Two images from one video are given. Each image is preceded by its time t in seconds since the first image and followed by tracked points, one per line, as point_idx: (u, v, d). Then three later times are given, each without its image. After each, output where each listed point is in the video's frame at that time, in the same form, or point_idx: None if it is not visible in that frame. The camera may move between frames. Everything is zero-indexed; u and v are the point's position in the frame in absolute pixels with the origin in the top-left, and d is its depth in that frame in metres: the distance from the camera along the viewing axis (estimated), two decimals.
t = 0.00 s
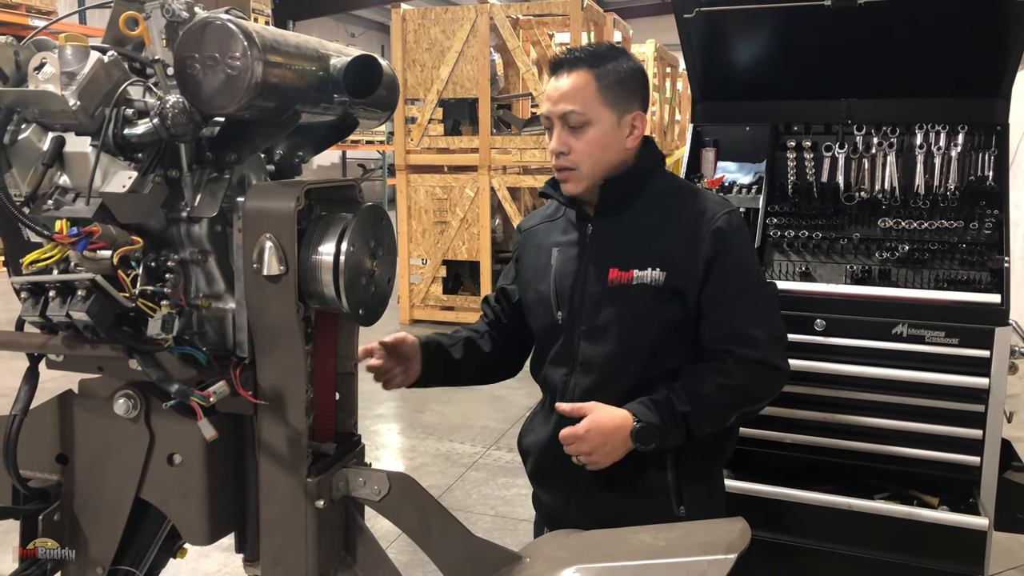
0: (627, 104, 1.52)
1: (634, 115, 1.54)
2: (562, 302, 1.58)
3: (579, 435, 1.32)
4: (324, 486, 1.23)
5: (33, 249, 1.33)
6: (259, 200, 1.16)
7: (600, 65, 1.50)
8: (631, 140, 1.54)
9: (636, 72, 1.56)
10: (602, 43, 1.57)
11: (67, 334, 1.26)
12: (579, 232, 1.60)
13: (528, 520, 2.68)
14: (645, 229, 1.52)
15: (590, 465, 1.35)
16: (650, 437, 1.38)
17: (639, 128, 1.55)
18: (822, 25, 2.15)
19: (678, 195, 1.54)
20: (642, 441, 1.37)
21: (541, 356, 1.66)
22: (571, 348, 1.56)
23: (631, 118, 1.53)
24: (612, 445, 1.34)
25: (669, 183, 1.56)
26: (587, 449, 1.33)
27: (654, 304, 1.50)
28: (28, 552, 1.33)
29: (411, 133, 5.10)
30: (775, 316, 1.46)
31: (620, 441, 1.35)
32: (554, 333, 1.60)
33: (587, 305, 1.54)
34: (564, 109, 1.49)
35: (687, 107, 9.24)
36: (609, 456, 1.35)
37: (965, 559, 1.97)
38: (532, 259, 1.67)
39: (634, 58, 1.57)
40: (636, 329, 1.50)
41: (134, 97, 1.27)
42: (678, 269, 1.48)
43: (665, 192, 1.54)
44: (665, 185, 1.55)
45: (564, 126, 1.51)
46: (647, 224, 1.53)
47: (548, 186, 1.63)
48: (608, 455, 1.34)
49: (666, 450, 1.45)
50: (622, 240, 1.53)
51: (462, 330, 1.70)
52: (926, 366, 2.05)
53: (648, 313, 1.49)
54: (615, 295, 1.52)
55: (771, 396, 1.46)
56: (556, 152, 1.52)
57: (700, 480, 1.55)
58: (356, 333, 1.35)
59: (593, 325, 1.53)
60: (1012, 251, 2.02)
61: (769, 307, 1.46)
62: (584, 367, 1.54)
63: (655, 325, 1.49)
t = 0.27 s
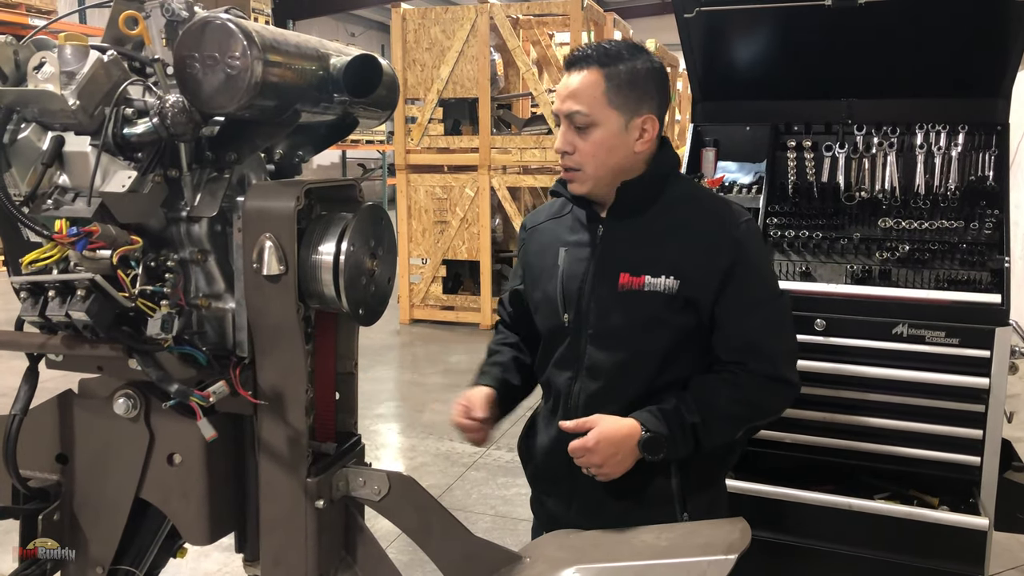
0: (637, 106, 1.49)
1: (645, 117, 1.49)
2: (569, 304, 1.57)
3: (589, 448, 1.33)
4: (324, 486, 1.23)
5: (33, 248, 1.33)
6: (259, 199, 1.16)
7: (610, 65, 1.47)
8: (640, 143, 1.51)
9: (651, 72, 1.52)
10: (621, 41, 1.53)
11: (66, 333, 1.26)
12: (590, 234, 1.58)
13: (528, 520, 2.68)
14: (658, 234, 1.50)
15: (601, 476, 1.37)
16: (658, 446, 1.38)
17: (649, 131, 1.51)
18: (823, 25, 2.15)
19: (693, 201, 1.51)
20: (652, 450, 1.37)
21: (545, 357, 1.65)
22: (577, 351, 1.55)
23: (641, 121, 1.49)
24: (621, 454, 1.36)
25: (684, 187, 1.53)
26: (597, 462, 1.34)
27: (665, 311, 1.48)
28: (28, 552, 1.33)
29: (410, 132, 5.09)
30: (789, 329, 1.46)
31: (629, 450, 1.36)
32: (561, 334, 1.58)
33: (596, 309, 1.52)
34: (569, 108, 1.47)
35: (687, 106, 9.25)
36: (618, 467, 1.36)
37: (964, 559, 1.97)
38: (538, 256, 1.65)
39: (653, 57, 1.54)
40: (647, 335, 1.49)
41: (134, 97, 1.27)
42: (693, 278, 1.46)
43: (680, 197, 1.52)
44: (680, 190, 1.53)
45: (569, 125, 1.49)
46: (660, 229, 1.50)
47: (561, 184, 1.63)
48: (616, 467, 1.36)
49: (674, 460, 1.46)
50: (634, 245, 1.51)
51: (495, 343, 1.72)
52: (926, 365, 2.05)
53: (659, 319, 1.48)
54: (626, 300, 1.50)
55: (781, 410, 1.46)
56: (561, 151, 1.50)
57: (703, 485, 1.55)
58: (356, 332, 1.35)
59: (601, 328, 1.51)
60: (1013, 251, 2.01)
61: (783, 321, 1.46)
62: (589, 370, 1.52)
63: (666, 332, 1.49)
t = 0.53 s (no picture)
0: (597, 111, 1.53)
1: (605, 123, 1.53)
2: (543, 296, 1.57)
3: (552, 388, 1.37)
4: (307, 489, 1.23)
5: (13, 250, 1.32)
6: (242, 201, 1.16)
7: (571, 75, 1.52)
8: (602, 147, 1.54)
9: (610, 79, 1.56)
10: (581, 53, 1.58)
11: (47, 336, 1.26)
12: (559, 230, 1.60)
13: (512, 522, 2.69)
14: (624, 223, 1.53)
15: (562, 425, 1.38)
16: (625, 401, 1.39)
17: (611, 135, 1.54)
18: (804, 29, 2.17)
19: (654, 194, 1.55)
20: (617, 403, 1.38)
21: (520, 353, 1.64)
22: (553, 342, 1.56)
23: (602, 127, 1.53)
24: (584, 402, 1.37)
25: (644, 182, 1.57)
26: (557, 403, 1.37)
27: (633, 295, 1.50)
28: (27, 551, 1.32)
29: (394, 134, 5.09)
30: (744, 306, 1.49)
31: (592, 400, 1.37)
32: (536, 327, 1.59)
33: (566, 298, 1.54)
34: (533, 119, 1.51)
35: (671, 109, 9.31)
36: (581, 412, 1.37)
37: (944, 557, 2.00)
38: (512, 255, 1.66)
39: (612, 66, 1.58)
40: (618, 321, 1.51)
41: (116, 98, 1.26)
42: (656, 262, 1.49)
43: (640, 190, 1.56)
44: (639, 186, 1.57)
45: (536, 134, 1.53)
46: (623, 220, 1.54)
47: (531, 189, 1.62)
48: (580, 411, 1.37)
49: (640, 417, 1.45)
50: (600, 235, 1.54)
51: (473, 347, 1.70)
52: (906, 367, 2.08)
53: (628, 303, 1.50)
54: (596, 289, 1.52)
55: (740, 379, 1.48)
56: (529, 160, 1.55)
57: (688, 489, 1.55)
58: (340, 335, 1.35)
59: (573, 316, 1.54)
60: (990, 253, 2.05)
61: (738, 298, 1.49)
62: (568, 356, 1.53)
63: (635, 318, 1.51)
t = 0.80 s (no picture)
0: (612, 112, 1.53)
1: (619, 123, 1.53)
2: (552, 296, 1.57)
3: (569, 391, 1.38)
4: (306, 489, 1.22)
5: (10, 250, 1.31)
6: (240, 201, 1.16)
7: (587, 74, 1.51)
8: (615, 147, 1.55)
9: (623, 80, 1.56)
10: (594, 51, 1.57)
11: (45, 336, 1.26)
12: (567, 231, 1.59)
13: (512, 522, 2.68)
14: (635, 224, 1.54)
15: (577, 426, 1.40)
16: (642, 403, 1.41)
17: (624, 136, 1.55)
18: (804, 29, 2.17)
19: (664, 196, 1.56)
20: (633, 406, 1.40)
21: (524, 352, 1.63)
22: (562, 342, 1.55)
23: (616, 126, 1.53)
24: (600, 405, 1.39)
25: (654, 184, 1.57)
26: (575, 407, 1.39)
27: (645, 297, 1.51)
28: (27, 552, 1.32)
29: (394, 134, 5.08)
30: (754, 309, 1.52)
31: (608, 404, 1.39)
32: (543, 327, 1.58)
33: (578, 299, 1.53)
34: (549, 117, 1.50)
35: (670, 109, 9.31)
36: (598, 415, 1.39)
37: (943, 557, 2.00)
38: (516, 255, 1.64)
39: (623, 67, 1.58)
40: (629, 322, 1.51)
41: (114, 99, 1.26)
42: (670, 264, 1.50)
43: (651, 193, 1.56)
44: (648, 189, 1.56)
45: (550, 132, 1.51)
46: (636, 222, 1.54)
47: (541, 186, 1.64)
48: (597, 415, 1.39)
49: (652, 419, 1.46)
50: (612, 237, 1.54)
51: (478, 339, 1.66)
52: (905, 366, 2.08)
53: (640, 305, 1.51)
54: (609, 290, 1.52)
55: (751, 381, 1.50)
56: (543, 157, 1.53)
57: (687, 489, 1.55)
58: (339, 335, 1.35)
59: (585, 317, 1.53)
60: (989, 252, 2.05)
61: (748, 301, 1.51)
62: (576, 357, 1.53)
63: (647, 319, 1.51)
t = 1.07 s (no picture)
0: (632, 110, 1.51)
1: (639, 121, 1.52)
2: (562, 298, 1.53)
3: (588, 400, 1.37)
4: (306, 489, 1.22)
5: (9, 250, 1.31)
6: (240, 201, 1.16)
7: (611, 71, 1.49)
8: (634, 146, 1.52)
9: (641, 79, 1.56)
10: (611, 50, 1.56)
11: (44, 336, 1.26)
12: (579, 232, 1.55)
13: (511, 521, 2.68)
14: (649, 227, 1.51)
15: (593, 435, 1.39)
16: (657, 411, 1.41)
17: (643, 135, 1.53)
18: (804, 28, 2.17)
19: (677, 199, 1.54)
20: (649, 414, 1.40)
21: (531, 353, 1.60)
22: (573, 345, 1.52)
23: (636, 125, 1.52)
24: (618, 415, 1.38)
25: (668, 186, 1.55)
26: (591, 416, 1.37)
27: (659, 301, 1.48)
28: (27, 552, 1.32)
29: (394, 134, 5.08)
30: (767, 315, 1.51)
31: (625, 413, 1.39)
32: (553, 328, 1.55)
33: (590, 302, 1.50)
34: (573, 111, 1.46)
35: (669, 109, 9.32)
36: (613, 424, 1.38)
37: (943, 557, 2.00)
38: (525, 255, 1.60)
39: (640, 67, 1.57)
40: (642, 326, 1.48)
41: (113, 98, 1.26)
42: (686, 269, 1.48)
43: (665, 195, 1.53)
44: (662, 191, 1.54)
45: (573, 128, 1.48)
46: (650, 225, 1.51)
47: (553, 186, 1.61)
48: (612, 424, 1.38)
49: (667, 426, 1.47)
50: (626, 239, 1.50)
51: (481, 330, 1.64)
52: (905, 366, 2.08)
53: (653, 310, 1.48)
54: (622, 293, 1.48)
55: (762, 388, 1.50)
56: (564, 152, 1.49)
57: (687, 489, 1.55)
58: (339, 335, 1.35)
59: (597, 320, 1.50)
60: (989, 252, 2.05)
61: (762, 306, 1.51)
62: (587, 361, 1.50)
63: (660, 323, 1.49)
